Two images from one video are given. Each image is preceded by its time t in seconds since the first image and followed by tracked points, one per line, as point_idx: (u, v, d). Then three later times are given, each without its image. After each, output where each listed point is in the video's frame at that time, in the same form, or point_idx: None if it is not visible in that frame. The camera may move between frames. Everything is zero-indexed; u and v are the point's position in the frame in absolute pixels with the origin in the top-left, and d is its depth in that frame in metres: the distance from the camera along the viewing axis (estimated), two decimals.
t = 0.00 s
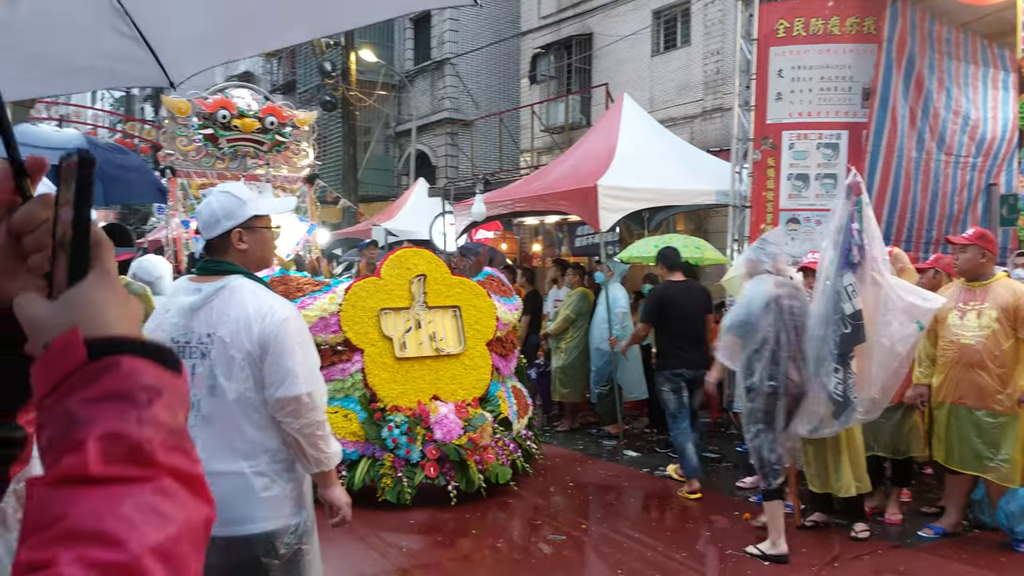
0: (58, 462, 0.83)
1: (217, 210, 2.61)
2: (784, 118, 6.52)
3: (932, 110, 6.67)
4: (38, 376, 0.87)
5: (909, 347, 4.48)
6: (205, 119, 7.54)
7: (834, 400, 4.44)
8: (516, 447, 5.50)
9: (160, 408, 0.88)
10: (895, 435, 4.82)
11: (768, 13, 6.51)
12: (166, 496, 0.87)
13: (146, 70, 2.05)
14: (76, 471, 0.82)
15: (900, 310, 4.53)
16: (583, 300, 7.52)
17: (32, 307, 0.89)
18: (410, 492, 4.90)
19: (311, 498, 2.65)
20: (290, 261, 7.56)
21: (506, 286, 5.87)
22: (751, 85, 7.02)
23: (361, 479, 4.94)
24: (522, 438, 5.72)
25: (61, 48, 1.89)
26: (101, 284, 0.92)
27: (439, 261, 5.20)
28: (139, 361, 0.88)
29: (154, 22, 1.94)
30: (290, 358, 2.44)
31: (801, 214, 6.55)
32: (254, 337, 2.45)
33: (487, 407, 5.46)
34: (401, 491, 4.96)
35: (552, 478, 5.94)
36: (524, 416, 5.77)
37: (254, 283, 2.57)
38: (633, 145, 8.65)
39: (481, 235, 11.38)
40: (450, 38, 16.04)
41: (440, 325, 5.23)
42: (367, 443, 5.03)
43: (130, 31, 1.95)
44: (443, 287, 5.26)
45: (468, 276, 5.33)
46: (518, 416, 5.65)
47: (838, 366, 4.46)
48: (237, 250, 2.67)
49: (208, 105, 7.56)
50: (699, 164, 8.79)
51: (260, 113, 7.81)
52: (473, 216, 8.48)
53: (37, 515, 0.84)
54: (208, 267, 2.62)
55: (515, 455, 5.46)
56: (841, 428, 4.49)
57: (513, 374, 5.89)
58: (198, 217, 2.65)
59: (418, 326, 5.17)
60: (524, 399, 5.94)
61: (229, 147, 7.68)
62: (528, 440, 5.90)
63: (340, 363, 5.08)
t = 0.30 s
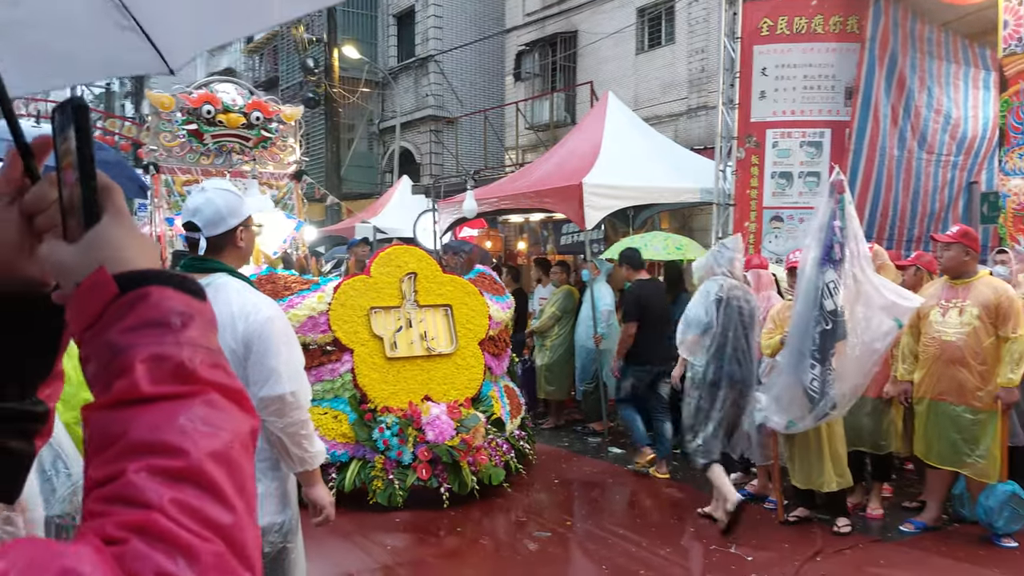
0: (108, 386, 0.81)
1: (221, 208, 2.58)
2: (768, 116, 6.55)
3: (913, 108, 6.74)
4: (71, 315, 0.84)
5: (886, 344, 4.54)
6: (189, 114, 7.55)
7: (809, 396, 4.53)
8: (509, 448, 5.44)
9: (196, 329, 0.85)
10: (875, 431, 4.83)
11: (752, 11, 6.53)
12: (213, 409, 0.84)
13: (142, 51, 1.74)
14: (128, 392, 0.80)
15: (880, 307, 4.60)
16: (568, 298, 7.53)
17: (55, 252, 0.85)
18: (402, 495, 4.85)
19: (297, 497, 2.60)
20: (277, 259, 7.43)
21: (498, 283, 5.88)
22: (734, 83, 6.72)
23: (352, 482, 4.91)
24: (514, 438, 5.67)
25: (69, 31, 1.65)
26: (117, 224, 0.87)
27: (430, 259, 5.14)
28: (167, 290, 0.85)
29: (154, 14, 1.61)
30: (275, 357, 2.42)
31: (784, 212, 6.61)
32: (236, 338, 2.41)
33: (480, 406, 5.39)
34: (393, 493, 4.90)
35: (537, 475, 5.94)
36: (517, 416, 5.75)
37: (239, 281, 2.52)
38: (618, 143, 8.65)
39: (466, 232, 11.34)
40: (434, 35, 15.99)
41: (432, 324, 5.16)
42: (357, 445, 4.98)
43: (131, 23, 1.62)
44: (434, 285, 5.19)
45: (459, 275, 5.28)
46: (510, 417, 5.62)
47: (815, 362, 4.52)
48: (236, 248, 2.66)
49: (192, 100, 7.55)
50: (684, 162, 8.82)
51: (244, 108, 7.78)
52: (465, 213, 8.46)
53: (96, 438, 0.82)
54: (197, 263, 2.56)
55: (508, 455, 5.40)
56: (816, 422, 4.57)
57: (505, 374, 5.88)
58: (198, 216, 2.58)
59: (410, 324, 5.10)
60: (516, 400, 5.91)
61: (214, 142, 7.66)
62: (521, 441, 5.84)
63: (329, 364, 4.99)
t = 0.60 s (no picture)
0: (93, 368, 0.87)
1: (177, 205, 2.44)
2: (716, 116, 6.64)
3: (855, 109, 6.93)
4: (49, 300, 0.91)
5: (824, 338, 4.63)
6: (134, 106, 7.28)
7: (753, 391, 4.62)
8: (470, 448, 5.34)
9: (172, 311, 0.92)
10: (818, 424, 4.94)
11: (699, 11, 6.63)
12: (195, 387, 0.90)
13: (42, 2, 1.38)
14: (111, 373, 0.86)
15: (818, 301, 4.67)
16: (520, 295, 7.49)
17: (23, 238, 0.94)
18: (361, 498, 4.72)
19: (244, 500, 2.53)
20: (229, 256, 7.21)
21: (458, 281, 5.73)
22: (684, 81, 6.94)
23: (308, 486, 4.77)
24: (476, 439, 5.55)
25: None
26: (84, 211, 0.96)
27: (387, 255, 5.01)
28: (142, 274, 0.92)
29: None
30: (224, 358, 2.31)
31: (731, 209, 6.71)
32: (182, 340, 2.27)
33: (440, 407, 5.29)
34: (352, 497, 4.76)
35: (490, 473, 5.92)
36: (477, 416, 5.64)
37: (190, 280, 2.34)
38: (569, 140, 8.68)
39: (417, 229, 11.25)
40: (383, 30, 15.81)
41: (389, 323, 5.03)
42: (313, 448, 4.84)
43: None
44: (392, 282, 5.05)
45: (419, 273, 5.13)
46: (471, 417, 5.52)
47: (757, 357, 4.62)
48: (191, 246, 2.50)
49: (137, 92, 7.28)
50: (634, 160, 8.89)
51: (192, 100, 7.55)
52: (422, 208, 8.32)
53: (84, 419, 0.88)
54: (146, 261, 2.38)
55: (469, 457, 5.29)
56: (762, 417, 4.64)
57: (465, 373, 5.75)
58: (154, 214, 2.40)
59: (367, 323, 4.97)
60: (477, 399, 5.79)
61: (160, 136, 7.47)
62: (483, 440, 5.67)
63: (284, 364, 4.86)
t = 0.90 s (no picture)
0: (61, 357, 0.88)
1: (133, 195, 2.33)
2: (673, 107, 6.68)
3: (809, 101, 7.05)
4: (15, 288, 0.93)
5: (774, 327, 4.70)
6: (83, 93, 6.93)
7: (707, 379, 4.67)
8: (439, 443, 5.21)
9: (139, 300, 0.94)
10: (773, 411, 5.06)
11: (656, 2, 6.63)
12: (164, 376, 0.92)
13: None
14: (79, 362, 0.87)
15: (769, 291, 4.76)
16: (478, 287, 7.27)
17: None
18: (327, 496, 4.58)
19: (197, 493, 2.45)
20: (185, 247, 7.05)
21: (423, 272, 5.70)
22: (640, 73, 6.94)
23: (272, 484, 4.59)
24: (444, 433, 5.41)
25: None
26: (48, 200, 1.00)
27: (350, 245, 4.93)
28: (108, 264, 0.94)
29: None
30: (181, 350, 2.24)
31: (687, 201, 6.77)
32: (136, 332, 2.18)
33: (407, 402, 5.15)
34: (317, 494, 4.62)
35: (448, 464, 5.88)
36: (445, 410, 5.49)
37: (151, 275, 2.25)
38: (527, 131, 8.65)
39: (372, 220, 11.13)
40: (338, 17, 15.54)
41: (354, 315, 4.96)
42: (276, 445, 4.65)
43: None
44: (356, 274, 4.98)
45: (382, 263, 5.08)
46: (440, 410, 5.36)
47: (711, 346, 4.68)
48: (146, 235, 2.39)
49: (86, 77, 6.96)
50: (591, 151, 8.92)
51: (145, 87, 7.21)
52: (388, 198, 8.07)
53: (50, 409, 0.89)
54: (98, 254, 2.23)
55: (438, 451, 5.15)
56: (715, 405, 4.69)
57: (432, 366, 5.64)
58: (112, 204, 2.29)
59: (331, 316, 4.88)
60: (444, 391, 5.67)
61: (111, 123, 7.22)
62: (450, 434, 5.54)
63: (245, 359, 4.68)
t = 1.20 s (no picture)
0: (76, 370, 0.88)
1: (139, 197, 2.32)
2: (676, 101, 6.65)
3: (813, 94, 7.00)
4: (34, 300, 0.93)
5: (781, 322, 4.71)
6: (97, 90, 7.08)
7: (716, 375, 4.63)
8: (455, 443, 5.11)
9: (156, 312, 0.93)
10: (784, 407, 5.04)
11: None
12: (180, 390, 0.91)
13: None
14: (93, 376, 0.87)
15: (777, 287, 4.79)
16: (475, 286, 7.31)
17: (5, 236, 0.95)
18: (343, 500, 4.44)
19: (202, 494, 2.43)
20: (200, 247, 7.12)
21: (438, 269, 5.64)
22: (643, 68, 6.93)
23: (288, 486, 4.48)
24: (461, 434, 5.31)
25: None
26: (66, 209, 0.99)
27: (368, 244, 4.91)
28: (126, 276, 0.94)
29: None
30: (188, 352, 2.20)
31: (692, 195, 6.74)
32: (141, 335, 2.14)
33: (423, 401, 5.09)
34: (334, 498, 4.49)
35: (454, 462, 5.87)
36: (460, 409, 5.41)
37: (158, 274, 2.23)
38: (530, 127, 8.62)
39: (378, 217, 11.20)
40: (341, 15, 15.52)
41: (370, 314, 4.92)
42: (292, 447, 4.57)
43: None
44: (371, 273, 4.94)
45: (398, 261, 5.05)
46: (454, 410, 5.32)
47: (720, 342, 4.64)
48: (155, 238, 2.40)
49: (100, 75, 7.06)
50: (595, 145, 8.87)
51: (158, 84, 7.31)
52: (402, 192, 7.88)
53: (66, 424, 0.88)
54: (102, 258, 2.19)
55: (455, 453, 5.05)
56: (724, 401, 4.66)
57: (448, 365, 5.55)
58: (122, 206, 2.28)
59: (347, 314, 4.84)
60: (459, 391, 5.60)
61: (123, 121, 7.25)
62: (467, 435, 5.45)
63: (260, 359, 4.64)
